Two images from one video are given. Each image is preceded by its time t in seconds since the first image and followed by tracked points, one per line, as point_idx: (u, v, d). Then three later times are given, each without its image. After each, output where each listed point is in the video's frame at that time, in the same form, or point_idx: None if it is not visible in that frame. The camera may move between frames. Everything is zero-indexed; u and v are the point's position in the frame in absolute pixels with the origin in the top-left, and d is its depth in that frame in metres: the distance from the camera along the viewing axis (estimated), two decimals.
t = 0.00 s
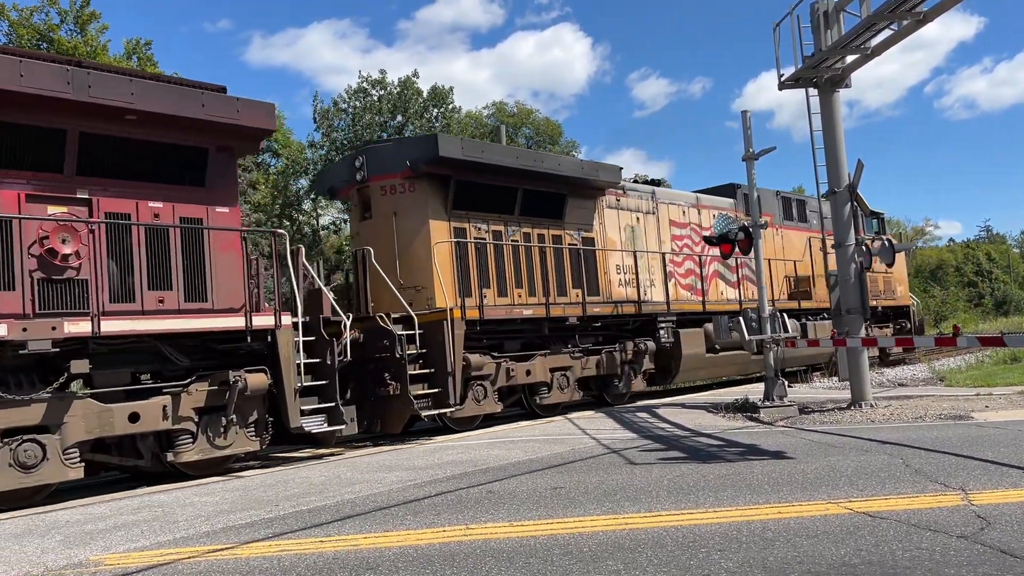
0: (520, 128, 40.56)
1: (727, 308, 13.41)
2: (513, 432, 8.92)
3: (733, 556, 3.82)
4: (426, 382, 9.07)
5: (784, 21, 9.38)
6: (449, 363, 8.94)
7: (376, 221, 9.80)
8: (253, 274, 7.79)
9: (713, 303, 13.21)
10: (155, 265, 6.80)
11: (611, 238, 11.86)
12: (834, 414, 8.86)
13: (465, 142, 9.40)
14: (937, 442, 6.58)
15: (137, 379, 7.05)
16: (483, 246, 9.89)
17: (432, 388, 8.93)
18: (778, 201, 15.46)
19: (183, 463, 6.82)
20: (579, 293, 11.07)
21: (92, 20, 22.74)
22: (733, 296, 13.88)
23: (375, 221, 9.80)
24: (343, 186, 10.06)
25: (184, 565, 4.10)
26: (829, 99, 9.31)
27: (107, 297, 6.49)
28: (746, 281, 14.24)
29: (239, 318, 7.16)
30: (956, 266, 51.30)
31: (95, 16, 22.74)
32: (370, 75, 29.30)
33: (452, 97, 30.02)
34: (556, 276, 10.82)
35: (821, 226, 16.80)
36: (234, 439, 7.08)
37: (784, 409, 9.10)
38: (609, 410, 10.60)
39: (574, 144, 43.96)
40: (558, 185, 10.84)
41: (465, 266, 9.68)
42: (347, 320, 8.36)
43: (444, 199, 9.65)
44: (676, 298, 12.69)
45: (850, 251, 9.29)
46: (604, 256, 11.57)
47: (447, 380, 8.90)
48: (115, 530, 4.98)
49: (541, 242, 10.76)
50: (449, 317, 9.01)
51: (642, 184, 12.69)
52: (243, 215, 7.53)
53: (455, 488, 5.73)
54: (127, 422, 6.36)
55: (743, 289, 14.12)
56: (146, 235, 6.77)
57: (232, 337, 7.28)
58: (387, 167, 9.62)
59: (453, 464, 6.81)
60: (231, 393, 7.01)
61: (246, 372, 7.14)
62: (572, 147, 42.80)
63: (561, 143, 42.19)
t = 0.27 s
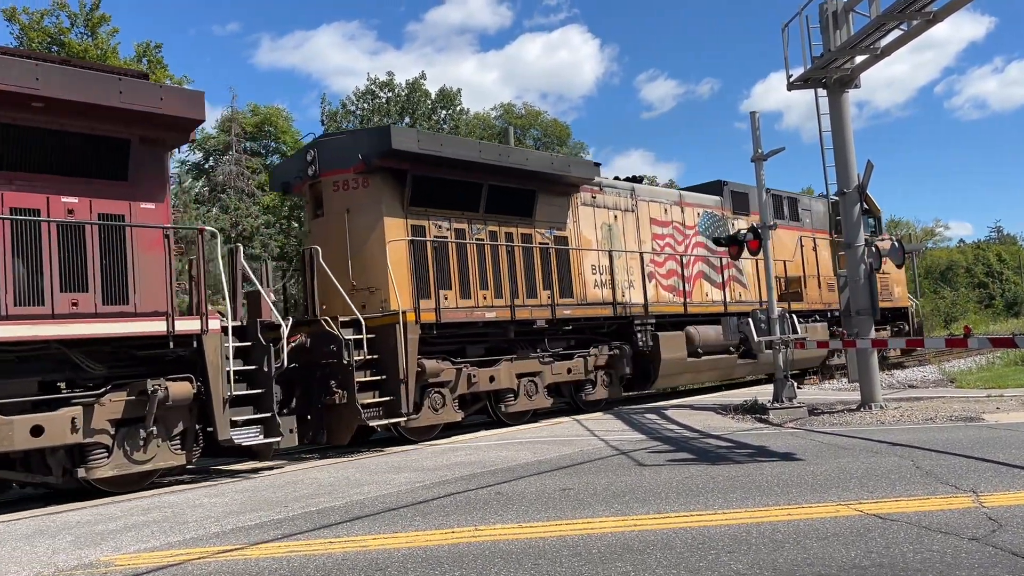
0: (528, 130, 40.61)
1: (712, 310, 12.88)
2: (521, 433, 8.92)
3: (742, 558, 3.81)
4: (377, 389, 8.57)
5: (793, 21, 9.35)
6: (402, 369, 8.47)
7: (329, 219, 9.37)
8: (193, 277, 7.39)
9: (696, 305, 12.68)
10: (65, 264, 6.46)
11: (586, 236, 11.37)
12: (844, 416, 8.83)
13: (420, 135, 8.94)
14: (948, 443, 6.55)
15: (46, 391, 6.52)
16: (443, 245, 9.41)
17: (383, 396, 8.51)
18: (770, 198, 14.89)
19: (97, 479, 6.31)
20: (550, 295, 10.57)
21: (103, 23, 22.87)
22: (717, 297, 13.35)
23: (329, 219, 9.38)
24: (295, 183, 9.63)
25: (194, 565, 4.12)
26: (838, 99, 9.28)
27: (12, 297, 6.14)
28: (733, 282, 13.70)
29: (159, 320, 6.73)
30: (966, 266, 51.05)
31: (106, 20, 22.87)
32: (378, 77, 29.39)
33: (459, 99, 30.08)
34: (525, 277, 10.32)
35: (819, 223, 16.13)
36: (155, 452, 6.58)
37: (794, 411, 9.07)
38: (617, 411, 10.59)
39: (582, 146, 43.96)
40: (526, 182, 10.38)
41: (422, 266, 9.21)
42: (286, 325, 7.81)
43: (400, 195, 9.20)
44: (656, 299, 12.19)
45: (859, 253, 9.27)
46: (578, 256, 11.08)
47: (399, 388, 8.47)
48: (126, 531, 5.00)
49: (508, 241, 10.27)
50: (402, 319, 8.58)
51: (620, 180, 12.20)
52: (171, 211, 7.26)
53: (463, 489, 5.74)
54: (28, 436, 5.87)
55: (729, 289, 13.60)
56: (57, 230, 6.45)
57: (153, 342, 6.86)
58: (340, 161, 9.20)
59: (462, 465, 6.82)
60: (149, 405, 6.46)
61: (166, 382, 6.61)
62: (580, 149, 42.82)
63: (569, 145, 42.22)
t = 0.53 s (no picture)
0: (536, 132, 40.65)
1: (696, 313, 12.12)
2: (530, 435, 8.91)
3: (753, 560, 3.79)
4: (321, 397, 7.92)
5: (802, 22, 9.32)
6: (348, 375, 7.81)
7: (273, 216, 8.58)
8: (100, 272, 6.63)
9: (680, 307, 11.92)
10: None
11: (558, 236, 10.61)
12: (855, 417, 8.79)
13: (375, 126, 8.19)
14: (960, 446, 6.51)
15: None
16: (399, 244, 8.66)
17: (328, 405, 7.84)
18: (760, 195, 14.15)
19: None
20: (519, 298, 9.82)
21: (113, 27, 22.99)
22: (703, 298, 12.55)
23: (273, 217, 8.58)
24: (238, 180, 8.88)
25: (205, 566, 4.13)
26: (848, 100, 9.24)
27: None
28: (720, 283, 12.93)
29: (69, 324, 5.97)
30: (978, 267, 50.76)
31: (116, 23, 22.99)
32: (387, 80, 29.47)
33: (468, 101, 30.13)
34: (492, 279, 9.57)
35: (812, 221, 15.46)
36: (61, 469, 5.88)
37: (804, 413, 9.03)
38: (626, 413, 10.57)
39: (591, 148, 43.96)
40: (491, 177, 9.64)
41: (378, 267, 8.48)
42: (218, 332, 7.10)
43: (352, 191, 8.47)
44: (635, 302, 11.45)
45: (870, 254, 9.23)
46: (550, 256, 10.32)
47: (345, 397, 7.80)
48: (137, 532, 5.02)
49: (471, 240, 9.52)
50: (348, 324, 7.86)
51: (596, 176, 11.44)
52: (90, 206, 6.50)
53: (473, 491, 5.73)
54: None
55: (715, 291, 12.80)
56: None
57: (62, 350, 6.05)
58: (285, 154, 8.42)
59: (471, 467, 6.82)
60: (51, 416, 5.76)
61: (74, 392, 5.90)
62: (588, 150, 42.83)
63: (577, 147, 42.24)
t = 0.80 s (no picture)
0: (545, 134, 40.69)
1: (677, 316, 11.56)
2: (539, 438, 8.91)
3: (764, 563, 3.78)
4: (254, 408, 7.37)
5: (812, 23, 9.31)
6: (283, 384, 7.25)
7: (212, 213, 8.14)
8: (3, 270, 5.93)
9: (658, 311, 11.38)
10: None
11: (527, 235, 10.14)
12: (867, 420, 8.75)
13: (317, 119, 7.68)
14: (973, 448, 6.48)
15: None
16: (347, 243, 8.15)
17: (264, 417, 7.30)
18: (747, 194, 13.54)
19: None
20: (482, 300, 9.29)
21: (125, 31, 23.10)
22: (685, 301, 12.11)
23: (213, 215, 8.14)
24: (180, 178, 8.46)
25: (217, 568, 4.15)
26: (859, 101, 9.21)
27: None
28: (704, 285, 12.36)
29: None
30: (990, 269, 50.47)
31: (127, 27, 23.11)
32: (396, 83, 29.54)
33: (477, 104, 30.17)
34: (452, 281, 9.04)
35: (802, 222, 14.99)
36: None
37: (815, 415, 9.00)
38: (636, 415, 10.56)
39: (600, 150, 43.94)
40: (451, 174, 9.12)
41: (323, 269, 7.95)
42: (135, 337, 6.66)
43: (295, 187, 7.99)
44: (610, 304, 10.94)
45: (881, 255, 9.16)
46: (517, 256, 9.82)
47: (281, 407, 7.25)
48: (148, 534, 5.04)
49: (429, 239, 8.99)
50: (285, 329, 7.33)
51: (568, 174, 10.98)
52: None
53: (483, 493, 5.74)
54: None
55: (698, 293, 12.23)
56: None
57: None
58: (225, 149, 7.97)
59: (482, 469, 6.82)
60: None
61: None
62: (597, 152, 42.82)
63: (586, 149, 42.24)
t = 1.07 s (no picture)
0: (554, 137, 40.71)
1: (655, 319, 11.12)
2: (549, 440, 8.89)
3: (777, 566, 3.77)
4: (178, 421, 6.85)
5: (823, 24, 9.28)
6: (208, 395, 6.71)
7: (143, 211, 7.61)
8: None
9: (634, 313, 10.93)
10: None
11: (492, 234, 9.71)
12: (879, 422, 8.70)
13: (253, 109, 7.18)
14: (986, 451, 6.44)
15: None
16: (287, 241, 7.62)
17: (189, 429, 6.74)
18: (734, 192, 13.24)
19: None
20: (440, 303, 8.78)
21: (137, 36, 23.24)
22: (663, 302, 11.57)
23: (143, 215, 7.62)
24: (111, 177, 7.91)
25: (230, 570, 4.17)
26: (870, 103, 9.18)
27: None
28: (686, 286, 11.94)
29: None
30: (1004, 271, 50.12)
31: (139, 32, 23.24)
32: (406, 86, 29.62)
33: (487, 107, 30.22)
34: (408, 285, 8.51)
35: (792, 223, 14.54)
36: None
37: (826, 418, 8.95)
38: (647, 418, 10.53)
39: (609, 152, 43.95)
40: (404, 170, 8.59)
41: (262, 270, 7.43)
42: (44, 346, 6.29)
43: (230, 183, 7.46)
44: (583, 307, 10.51)
45: (892, 257, 9.12)
46: (481, 256, 9.36)
47: (208, 419, 6.71)
48: (161, 535, 5.07)
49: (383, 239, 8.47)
50: (211, 334, 6.79)
51: (540, 171, 10.54)
52: None
53: (493, 496, 5.74)
54: None
55: (680, 296, 11.81)
56: None
57: None
58: (156, 143, 7.46)
59: (492, 472, 6.82)
60: None
61: None
62: (607, 154, 42.82)
63: (596, 151, 42.25)
